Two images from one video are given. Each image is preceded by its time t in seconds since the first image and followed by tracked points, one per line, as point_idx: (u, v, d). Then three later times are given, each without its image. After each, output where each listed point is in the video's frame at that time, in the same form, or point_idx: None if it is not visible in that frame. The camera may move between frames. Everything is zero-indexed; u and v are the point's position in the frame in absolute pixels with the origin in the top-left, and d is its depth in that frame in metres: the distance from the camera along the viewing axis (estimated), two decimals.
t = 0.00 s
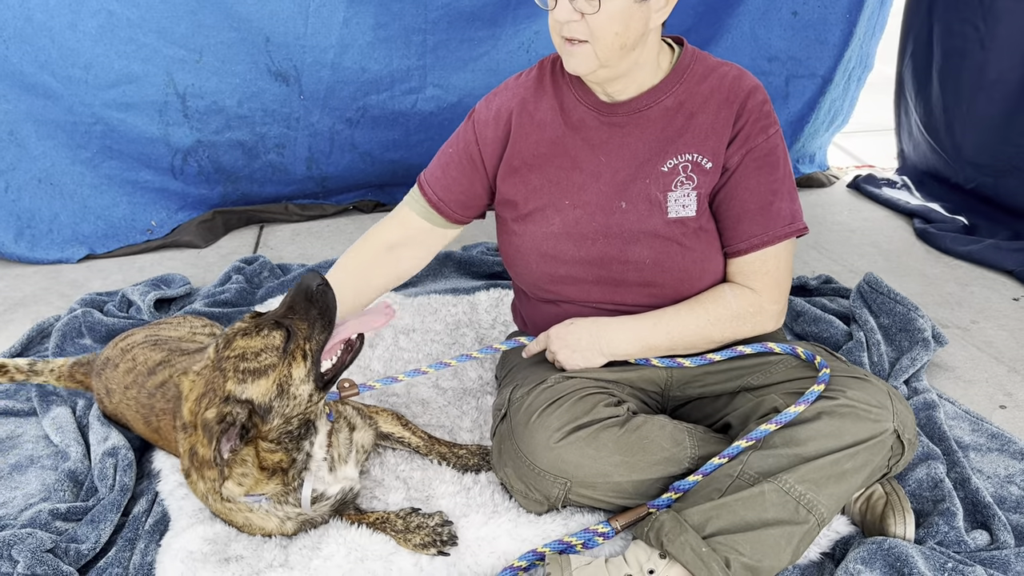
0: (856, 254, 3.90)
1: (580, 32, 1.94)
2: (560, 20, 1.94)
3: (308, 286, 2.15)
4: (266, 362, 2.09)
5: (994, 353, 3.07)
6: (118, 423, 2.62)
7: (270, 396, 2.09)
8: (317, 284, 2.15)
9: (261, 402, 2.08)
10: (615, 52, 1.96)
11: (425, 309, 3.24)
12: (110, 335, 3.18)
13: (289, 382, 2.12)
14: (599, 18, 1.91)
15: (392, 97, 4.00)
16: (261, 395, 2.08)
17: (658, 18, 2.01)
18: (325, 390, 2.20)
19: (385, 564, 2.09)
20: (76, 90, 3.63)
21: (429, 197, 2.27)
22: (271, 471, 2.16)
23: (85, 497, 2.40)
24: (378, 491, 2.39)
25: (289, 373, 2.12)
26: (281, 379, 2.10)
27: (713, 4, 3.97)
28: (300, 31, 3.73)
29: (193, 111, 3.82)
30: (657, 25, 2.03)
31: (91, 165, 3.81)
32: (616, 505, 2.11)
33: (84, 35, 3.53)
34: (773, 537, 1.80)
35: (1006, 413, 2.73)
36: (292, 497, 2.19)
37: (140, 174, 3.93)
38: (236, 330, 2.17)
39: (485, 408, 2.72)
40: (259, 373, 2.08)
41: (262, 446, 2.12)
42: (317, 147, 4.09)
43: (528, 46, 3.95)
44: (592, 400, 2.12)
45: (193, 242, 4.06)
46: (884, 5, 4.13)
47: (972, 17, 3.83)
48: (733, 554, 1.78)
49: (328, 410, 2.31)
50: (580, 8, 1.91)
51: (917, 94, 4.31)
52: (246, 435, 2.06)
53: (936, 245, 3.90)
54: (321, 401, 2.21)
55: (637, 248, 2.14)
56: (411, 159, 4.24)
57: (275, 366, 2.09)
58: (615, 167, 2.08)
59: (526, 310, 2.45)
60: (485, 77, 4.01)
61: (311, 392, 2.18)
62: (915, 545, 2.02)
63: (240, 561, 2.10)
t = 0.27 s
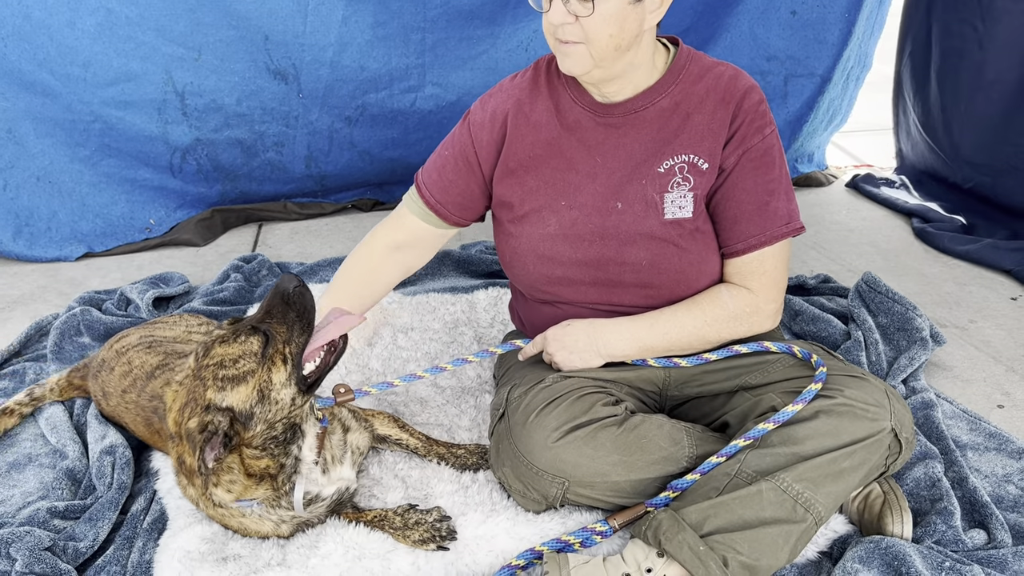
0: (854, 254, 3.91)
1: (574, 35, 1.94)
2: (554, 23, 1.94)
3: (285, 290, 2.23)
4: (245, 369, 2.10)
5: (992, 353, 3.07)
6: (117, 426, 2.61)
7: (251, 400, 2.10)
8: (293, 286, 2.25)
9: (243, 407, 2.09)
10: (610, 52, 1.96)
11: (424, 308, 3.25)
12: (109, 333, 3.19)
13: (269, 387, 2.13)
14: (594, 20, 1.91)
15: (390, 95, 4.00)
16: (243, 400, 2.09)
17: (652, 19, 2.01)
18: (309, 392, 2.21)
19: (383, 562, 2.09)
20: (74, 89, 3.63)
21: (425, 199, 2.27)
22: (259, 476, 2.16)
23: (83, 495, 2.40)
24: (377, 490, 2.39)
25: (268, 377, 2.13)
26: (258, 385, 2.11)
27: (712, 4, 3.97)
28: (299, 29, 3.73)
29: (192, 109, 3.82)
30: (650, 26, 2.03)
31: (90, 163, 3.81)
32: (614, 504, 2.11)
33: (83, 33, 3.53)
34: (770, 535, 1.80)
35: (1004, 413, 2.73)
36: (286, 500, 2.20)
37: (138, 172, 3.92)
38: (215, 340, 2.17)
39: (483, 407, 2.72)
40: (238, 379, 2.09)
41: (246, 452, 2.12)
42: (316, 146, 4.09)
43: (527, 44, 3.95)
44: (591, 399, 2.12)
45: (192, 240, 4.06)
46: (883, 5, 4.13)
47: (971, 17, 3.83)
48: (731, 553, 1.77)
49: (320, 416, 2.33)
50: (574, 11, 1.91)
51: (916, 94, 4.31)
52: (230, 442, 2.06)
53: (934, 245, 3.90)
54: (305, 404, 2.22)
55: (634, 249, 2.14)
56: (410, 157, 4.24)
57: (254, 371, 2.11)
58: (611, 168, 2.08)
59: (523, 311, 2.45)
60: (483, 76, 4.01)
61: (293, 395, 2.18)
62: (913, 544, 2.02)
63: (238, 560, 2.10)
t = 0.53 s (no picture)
0: (853, 253, 3.90)
1: (571, 34, 1.93)
2: (552, 22, 1.94)
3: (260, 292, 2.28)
4: (231, 373, 2.12)
5: (991, 353, 3.08)
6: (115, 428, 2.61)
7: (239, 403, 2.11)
8: (271, 288, 2.29)
9: (231, 412, 2.10)
10: (608, 52, 1.95)
11: (422, 307, 3.25)
12: (107, 331, 3.18)
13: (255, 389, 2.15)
14: (591, 19, 1.90)
15: (389, 94, 4.00)
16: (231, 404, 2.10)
17: (650, 18, 2.01)
18: (297, 393, 2.23)
19: (380, 562, 2.09)
20: (74, 87, 3.62)
21: (431, 208, 2.26)
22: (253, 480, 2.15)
23: (81, 494, 2.40)
24: (375, 489, 2.39)
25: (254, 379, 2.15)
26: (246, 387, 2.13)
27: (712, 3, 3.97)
28: (298, 28, 3.73)
29: (191, 107, 3.82)
30: (649, 25, 2.03)
31: (88, 162, 3.81)
32: (612, 505, 2.11)
33: (82, 31, 3.52)
34: (769, 535, 1.80)
35: (1002, 413, 2.73)
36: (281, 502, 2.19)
37: (137, 171, 3.92)
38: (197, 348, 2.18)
39: (481, 407, 2.72)
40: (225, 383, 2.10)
41: (238, 457, 2.12)
42: (315, 144, 4.08)
43: (526, 43, 3.95)
44: (589, 400, 2.12)
45: (191, 239, 4.05)
46: (882, 5, 4.13)
47: (972, 16, 3.83)
48: (729, 553, 1.77)
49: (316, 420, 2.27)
50: (572, 9, 1.90)
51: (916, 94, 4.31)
52: (220, 448, 2.06)
53: (933, 245, 3.90)
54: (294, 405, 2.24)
55: (632, 251, 2.14)
56: (408, 156, 4.24)
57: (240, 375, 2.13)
58: (609, 169, 2.08)
59: (521, 312, 2.45)
60: (482, 74, 4.00)
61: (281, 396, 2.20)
62: (911, 544, 2.02)
63: (235, 560, 2.10)
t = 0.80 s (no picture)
0: (853, 253, 3.91)
1: (570, 34, 1.93)
2: (550, 22, 1.94)
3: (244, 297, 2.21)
4: (216, 379, 2.10)
5: (990, 353, 3.08)
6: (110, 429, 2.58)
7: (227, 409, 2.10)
8: (255, 289, 2.23)
9: (220, 419, 2.09)
10: (606, 52, 1.95)
11: (423, 306, 3.25)
12: (107, 330, 3.18)
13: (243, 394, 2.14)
14: (590, 19, 1.90)
15: (389, 93, 4.00)
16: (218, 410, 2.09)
17: (650, 18, 2.00)
18: (285, 394, 2.23)
19: (380, 561, 2.09)
20: (74, 85, 3.62)
21: (424, 202, 2.27)
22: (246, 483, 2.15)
23: (82, 493, 2.40)
24: (375, 488, 2.39)
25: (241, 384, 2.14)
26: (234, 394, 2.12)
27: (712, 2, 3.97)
28: (299, 26, 3.73)
29: (191, 105, 3.81)
30: (649, 25, 2.02)
31: (89, 160, 3.80)
32: (612, 504, 2.11)
33: (83, 29, 3.52)
34: (769, 535, 1.80)
35: (1002, 413, 2.74)
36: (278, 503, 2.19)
37: (137, 169, 3.92)
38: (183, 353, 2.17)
39: (482, 406, 2.72)
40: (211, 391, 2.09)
41: (228, 462, 2.13)
42: (315, 143, 4.08)
43: (527, 42, 3.95)
44: (589, 399, 2.12)
45: (191, 238, 4.05)
46: (883, 4, 4.13)
47: (974, 16, 3.82)
48: (729, 553, 1.78)
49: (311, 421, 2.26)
50: (571, 9, 1.90)
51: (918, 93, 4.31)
52: (210, 455, 2.07)
53: (933, 245, 3.90)
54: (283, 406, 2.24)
55: (632, 252, 2.14)
56: (409, 155, 4.24)
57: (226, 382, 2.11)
58: (609, 170, 2.08)
59: (522, 311, 2.45)
60: (482, 73, 4.00)
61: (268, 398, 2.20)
62: (911, 544, 2.02)
63: (235, 560, 2.10)
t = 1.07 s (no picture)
0: (854, 254, 3.91)
1: (566, 39, 1.94)
2: (547, 27, 1.94)
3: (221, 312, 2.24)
4: (202, 392, 2.11)
5: (991, 354, 3.08)
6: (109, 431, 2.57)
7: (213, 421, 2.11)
8: (238, 298, 2.27)
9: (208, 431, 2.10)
10: (603, 58, 1.96)
11: (425, 307, 3.25)
12: (110, 330, 3.19)
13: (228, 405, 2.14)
14: (586, 25, 1.91)
15: (391, 93, 4.00)
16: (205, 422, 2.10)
17: (646, 24, 2.02)
18: (275, 402, 2.22)
19: (383, 561, 2.09)
20: (77, 85, 3.62)
21: (422, 208, 2.28)
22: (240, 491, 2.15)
23: (84, 492, 2.41)
24: (378, 489, 2.39)
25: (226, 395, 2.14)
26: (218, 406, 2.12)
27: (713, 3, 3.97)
28: (301, 26, 3.73)
29: (194, 105, 3.82)
30: (644, 30, 2.04)
31: (91, 160, 3.81)
32: (614, 505, 2.12)
33: (86, 29, 3.53)
34: (770, 537, 1.81)
35: (1003, 414, 2.74)
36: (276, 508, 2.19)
37: (140, 169, 3.92)
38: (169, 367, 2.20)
39: (484, 406, 2.73)
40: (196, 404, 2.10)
41: (221, 475, 2.13)
42: (317, 143, 4.09)
43: (528, 43, 3.95)
44: (591, 400, 2.13)
45: (193, 238, 4.06)
46: (884, 6, 4.14)
47: (976, 18, 3.83)
48: (731, 554, 1.78)
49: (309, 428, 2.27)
50: (567, 15, 1.91)
51: (919, 94, 4.32)
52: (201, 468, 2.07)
53: (934, 246, 3.91)
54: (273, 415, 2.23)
55: (631, 256, 2.15)
56: (410, 155, 4.24)
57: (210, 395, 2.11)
58: (607, 175, 2.09)
59: (522, 314, 2.46)
60: (484, 73, 4.01)
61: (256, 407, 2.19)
62: (912, 545, 2.03)
63: (238, 560, 2.11)
